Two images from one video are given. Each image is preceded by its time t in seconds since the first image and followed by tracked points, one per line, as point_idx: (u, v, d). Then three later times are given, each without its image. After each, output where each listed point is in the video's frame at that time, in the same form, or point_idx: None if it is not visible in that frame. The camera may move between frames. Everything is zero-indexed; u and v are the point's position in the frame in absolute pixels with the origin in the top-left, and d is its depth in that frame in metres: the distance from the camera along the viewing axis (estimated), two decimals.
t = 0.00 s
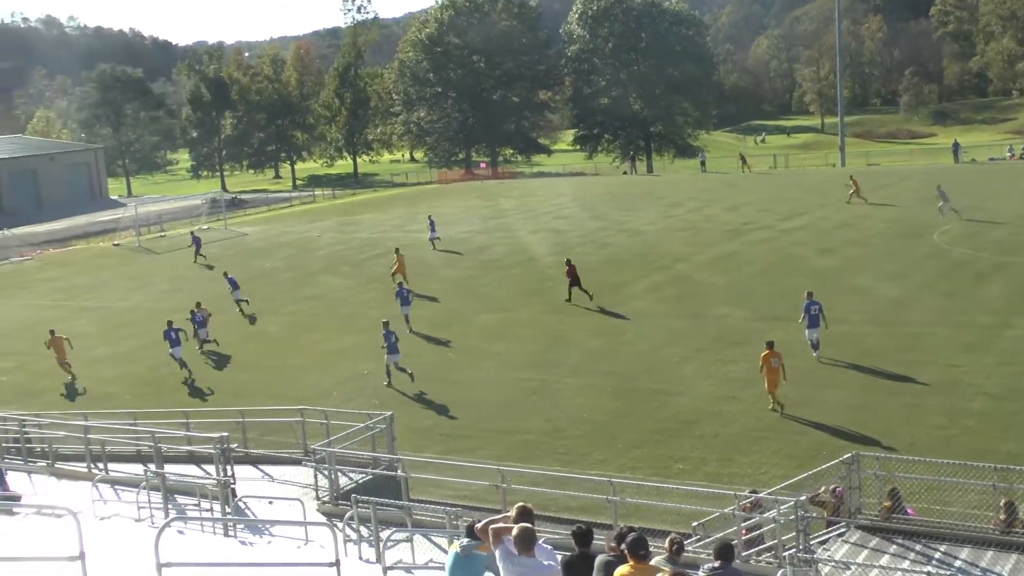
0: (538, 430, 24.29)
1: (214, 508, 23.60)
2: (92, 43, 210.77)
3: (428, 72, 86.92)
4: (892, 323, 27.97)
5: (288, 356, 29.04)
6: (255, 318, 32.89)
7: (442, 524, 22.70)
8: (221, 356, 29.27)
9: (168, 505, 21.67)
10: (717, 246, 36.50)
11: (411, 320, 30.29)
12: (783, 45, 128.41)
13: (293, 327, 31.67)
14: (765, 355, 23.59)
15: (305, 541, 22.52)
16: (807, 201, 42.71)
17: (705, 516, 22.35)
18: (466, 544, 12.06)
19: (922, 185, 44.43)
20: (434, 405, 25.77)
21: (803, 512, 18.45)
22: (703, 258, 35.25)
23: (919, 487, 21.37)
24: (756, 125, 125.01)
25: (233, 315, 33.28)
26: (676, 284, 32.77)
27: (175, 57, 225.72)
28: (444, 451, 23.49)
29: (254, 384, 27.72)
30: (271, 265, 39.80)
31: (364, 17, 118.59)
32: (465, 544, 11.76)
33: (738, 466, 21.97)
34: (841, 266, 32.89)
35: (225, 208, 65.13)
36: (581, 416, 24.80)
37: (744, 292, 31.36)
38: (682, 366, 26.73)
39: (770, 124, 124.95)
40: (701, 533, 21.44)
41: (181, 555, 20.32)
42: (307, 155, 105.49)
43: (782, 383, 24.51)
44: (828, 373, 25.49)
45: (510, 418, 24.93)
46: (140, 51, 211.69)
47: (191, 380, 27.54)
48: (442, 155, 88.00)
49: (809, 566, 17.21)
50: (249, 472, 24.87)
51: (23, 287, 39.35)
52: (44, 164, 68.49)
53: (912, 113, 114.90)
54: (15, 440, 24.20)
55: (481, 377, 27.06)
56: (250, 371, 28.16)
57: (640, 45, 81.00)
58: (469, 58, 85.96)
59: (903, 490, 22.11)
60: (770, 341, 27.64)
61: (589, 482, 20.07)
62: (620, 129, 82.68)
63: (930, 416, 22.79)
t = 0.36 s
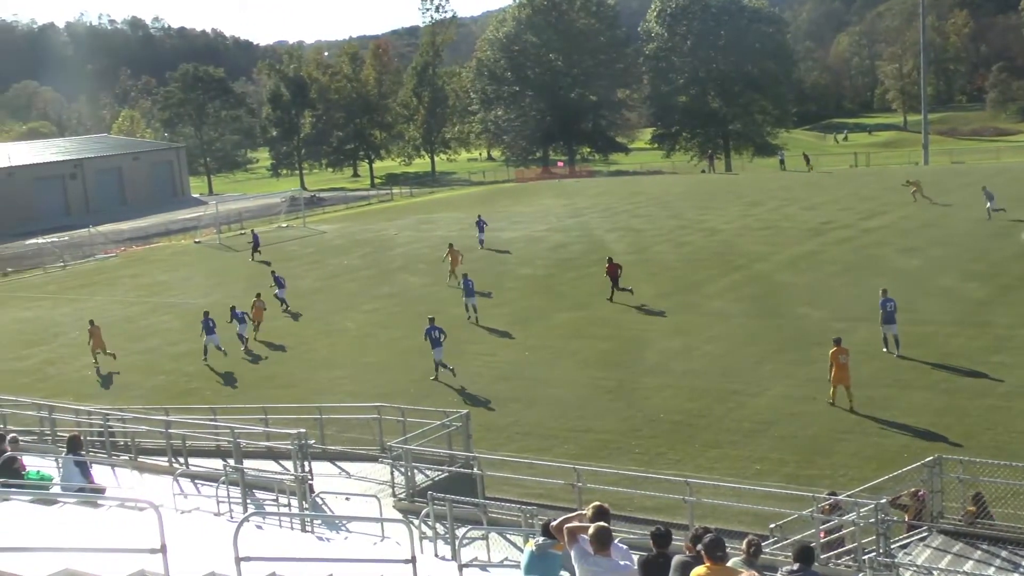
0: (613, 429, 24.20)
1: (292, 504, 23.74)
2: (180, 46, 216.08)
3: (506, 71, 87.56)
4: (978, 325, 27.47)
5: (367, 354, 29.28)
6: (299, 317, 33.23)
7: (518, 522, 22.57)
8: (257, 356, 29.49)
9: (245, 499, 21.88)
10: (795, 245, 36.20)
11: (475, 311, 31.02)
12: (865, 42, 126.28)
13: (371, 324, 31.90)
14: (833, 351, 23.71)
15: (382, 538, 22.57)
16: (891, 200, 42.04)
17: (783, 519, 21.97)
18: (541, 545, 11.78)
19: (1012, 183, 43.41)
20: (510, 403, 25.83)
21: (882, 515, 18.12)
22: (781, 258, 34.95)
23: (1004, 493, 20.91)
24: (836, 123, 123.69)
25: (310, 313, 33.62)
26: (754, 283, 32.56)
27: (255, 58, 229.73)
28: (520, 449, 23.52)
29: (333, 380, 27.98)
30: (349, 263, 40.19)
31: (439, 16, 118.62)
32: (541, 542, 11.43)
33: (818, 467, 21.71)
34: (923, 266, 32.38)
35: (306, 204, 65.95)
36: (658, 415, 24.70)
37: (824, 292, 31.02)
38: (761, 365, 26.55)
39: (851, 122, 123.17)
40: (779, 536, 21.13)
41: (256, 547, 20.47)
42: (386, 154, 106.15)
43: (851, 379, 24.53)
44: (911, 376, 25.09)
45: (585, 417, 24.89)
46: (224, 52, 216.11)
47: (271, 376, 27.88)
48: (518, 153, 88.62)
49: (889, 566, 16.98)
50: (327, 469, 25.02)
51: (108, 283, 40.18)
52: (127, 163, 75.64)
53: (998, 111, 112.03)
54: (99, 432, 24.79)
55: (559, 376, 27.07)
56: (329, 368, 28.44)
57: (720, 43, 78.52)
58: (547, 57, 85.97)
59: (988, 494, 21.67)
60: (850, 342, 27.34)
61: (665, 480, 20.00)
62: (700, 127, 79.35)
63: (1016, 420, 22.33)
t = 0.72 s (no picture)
0: (665, 431, 24.07)
1: (342, 503, 23.72)
2: (240, 50, 219.26)
3: (560, 71, 87.41)
4: None
5: (420, 353, 29.43)
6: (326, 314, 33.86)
7: (569, 522, 22.36)
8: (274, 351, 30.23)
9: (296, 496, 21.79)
10: (849, 247, 35.93)
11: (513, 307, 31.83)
12: (923, 41, 124.48)
13: (422, 324, 32.01)
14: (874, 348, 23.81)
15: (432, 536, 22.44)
16: (949, 201, 41.54)
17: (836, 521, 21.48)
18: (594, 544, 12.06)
19: None
20: (561, 404, 25.82)
21: (937, 520, 17.60)
22: (835, 259, 34.75)
23: None
24: (892, 123, 122.68)
25: (361, 312, 33.78)
26: (807, 284, 32.36)
27: (308, 59, 231.66)
28: (571, 450, 23.44)
29: (385, 379, 28.11)
30: (401, 262, 40.41)
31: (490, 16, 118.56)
32: (591, 542, 11.74)
33: (872, 470, 21.46)
34: (980, 268, 31.98)
35: (358, 205, 67.96)
36: (710, 417, 24.57)
37: (878, 294, 30.80)
38: (814, 367, 26.39)
39: (909, 123, 121.68)
40: (830, 538, 20.64)
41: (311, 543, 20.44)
42: (441, 153, 106.48)
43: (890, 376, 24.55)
44: (967, 379, 24.80)
45: (636, 419, 24.80)
46: (282, 54, 218.51)
47: (323, 375, 28.07)
48: (571, 152, 88.99)
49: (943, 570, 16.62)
50: (378, 468, 25.02)
51: (164, 281, 40.63)
52: (183, 163, 76.93)
53: None
54: (153, 430, 24.94)
55: (611, 376, 27.05)
56: (382, 367, 28.57)
57: (774, 42, 77.01)
58: (600, 56, 85.65)
59: None
60: (905, 345, 27.09)
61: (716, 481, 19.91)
62: (753, 127, 78.27)
63: None
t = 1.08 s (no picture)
0: (700, 431, 24.00)
1: (377, 501, 23.64)
2: (278, 50, 220.07)
3: (596, 70, 88.11)
4: None
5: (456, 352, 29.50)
6: (360, 313, 33.94)
7: (605, 521, 22.20)
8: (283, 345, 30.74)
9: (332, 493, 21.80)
10: (888, 247, 35.68)
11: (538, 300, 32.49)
12: (965, 40, 123.19)
13: (457, 323, 32.06)
14: (901, 344, 23.93)
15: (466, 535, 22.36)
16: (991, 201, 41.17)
17: (875, 523, 21.24)
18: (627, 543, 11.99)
19: None
20: (595, 403, 25.79)
21: (977, 521, 17.39)
22: (873, 259, 34.52)
23: None
24: (933, 122, 121.70)
25: (397, 311, 33.85)
26: (845, 285, 32.18)
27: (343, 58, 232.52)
28: (606, 450, 23.39)
29: (420, 377, 28.16)
30: (437, 261, 40.50)
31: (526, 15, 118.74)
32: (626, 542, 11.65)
33: (910, 472, 21.29)
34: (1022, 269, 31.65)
35: (395, 203, 68.23)
36: (746, 417, 24.47)
37: (917, 295, 30.59)
38: (851, 368, 26.24)
39: (950, 123, 120.60)
40: (867, 539, 20.40)
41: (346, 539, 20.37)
42: (476, 151, 106.92)
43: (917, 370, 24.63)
44: (1008, 381, 24.56)
45: (672, 419, 24.74)
46: (320, 52, 219.24)
47: (360, 373, 28.18)
48: (609, 151, 88.73)
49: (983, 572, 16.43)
50: (412, 466, 24.99)
51: (201, 279, 40.84)
52: (222, 162, 77.47)
53: None
54: (191, 426, 25.09)
55: (646, 376, 27.01)
56: (417, 366, 28.67)
57: (813, 42, 76.52)
58: (638, 55, 85.43)
59: None
60: (945, 347, 26.87)
61: (754, 480, 19.82)
62: (791, 126, 77.88)
63: None
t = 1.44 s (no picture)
0: (718, 431, 23.95)
1: (395, 500, 23.63)
2: (297, 48, 220.39)
3: (616, 69, 87.18)
4: None
5: (476, 350, 29.56)
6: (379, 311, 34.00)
7: (623, 521, 22.15)
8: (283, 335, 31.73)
9: (351, 491, 21.79)
10: (908, 247, 35.54)
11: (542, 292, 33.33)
12: (987, 38, 122.47)
13: (476, 322, 32.07)
14: (912, 340, 24.16)
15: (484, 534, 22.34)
16: (1013, 201, 40.92)
17: (895, 524, 21.13)
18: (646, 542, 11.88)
19: None
20: (614, 403, 25.74)
21: (997, 523, 17.28)
22: (893, 259, 34.41)
23: None
24: (956, 121, 121.08)
25: (416, 309, 33.91)
26: (865, 285, 32.06)
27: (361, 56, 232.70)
28: (624, 449, 23.35)
29: (438, 376, 28.19)
30: (456, 260, 40.53)
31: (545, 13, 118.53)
32: (644, 541, 11.51)
33: (930, 472, 21.17)
34: None
35: (414, 202, 68.16)
36: (766, 417, 24.40)
37: (937, 295, 30.49)
38: (871, 368, 26.15)
39: (972, 121, 119.94)
40: (886, 540, 20.28)
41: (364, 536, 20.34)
42: (495, 151, 106.77)
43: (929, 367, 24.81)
44: None
45: (690, 418, 24.69)
46: (339, 50, 219.38)
47: (379, 372, 28.23)
48: (628, 150, 89.26)
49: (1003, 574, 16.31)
50: (431, 464, 24.97)
51: (220, 277, 40.98)
52: (242, 160, 77.78)
53: None
54: (210, 423, 25.17)
55: (665, 375, 26.99)
56: (436, 365, 28.71)
57: (834, 41, 76.14)
58: (657, 54, 85.15)
59: None
60: (966, 347, 26.72)
61: (773, 481, 19.78)
62: (812, 126, 77.72)
63: None
